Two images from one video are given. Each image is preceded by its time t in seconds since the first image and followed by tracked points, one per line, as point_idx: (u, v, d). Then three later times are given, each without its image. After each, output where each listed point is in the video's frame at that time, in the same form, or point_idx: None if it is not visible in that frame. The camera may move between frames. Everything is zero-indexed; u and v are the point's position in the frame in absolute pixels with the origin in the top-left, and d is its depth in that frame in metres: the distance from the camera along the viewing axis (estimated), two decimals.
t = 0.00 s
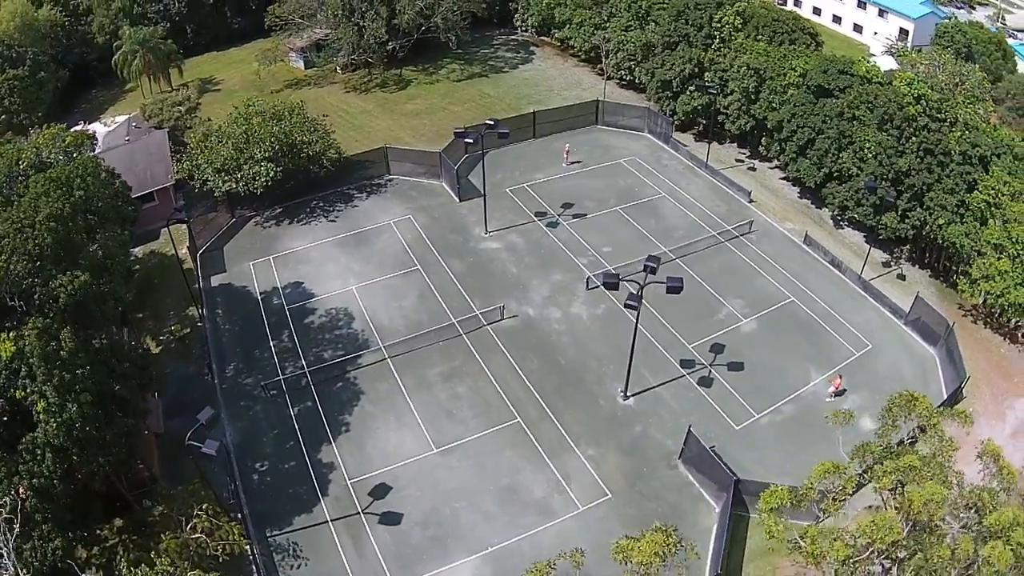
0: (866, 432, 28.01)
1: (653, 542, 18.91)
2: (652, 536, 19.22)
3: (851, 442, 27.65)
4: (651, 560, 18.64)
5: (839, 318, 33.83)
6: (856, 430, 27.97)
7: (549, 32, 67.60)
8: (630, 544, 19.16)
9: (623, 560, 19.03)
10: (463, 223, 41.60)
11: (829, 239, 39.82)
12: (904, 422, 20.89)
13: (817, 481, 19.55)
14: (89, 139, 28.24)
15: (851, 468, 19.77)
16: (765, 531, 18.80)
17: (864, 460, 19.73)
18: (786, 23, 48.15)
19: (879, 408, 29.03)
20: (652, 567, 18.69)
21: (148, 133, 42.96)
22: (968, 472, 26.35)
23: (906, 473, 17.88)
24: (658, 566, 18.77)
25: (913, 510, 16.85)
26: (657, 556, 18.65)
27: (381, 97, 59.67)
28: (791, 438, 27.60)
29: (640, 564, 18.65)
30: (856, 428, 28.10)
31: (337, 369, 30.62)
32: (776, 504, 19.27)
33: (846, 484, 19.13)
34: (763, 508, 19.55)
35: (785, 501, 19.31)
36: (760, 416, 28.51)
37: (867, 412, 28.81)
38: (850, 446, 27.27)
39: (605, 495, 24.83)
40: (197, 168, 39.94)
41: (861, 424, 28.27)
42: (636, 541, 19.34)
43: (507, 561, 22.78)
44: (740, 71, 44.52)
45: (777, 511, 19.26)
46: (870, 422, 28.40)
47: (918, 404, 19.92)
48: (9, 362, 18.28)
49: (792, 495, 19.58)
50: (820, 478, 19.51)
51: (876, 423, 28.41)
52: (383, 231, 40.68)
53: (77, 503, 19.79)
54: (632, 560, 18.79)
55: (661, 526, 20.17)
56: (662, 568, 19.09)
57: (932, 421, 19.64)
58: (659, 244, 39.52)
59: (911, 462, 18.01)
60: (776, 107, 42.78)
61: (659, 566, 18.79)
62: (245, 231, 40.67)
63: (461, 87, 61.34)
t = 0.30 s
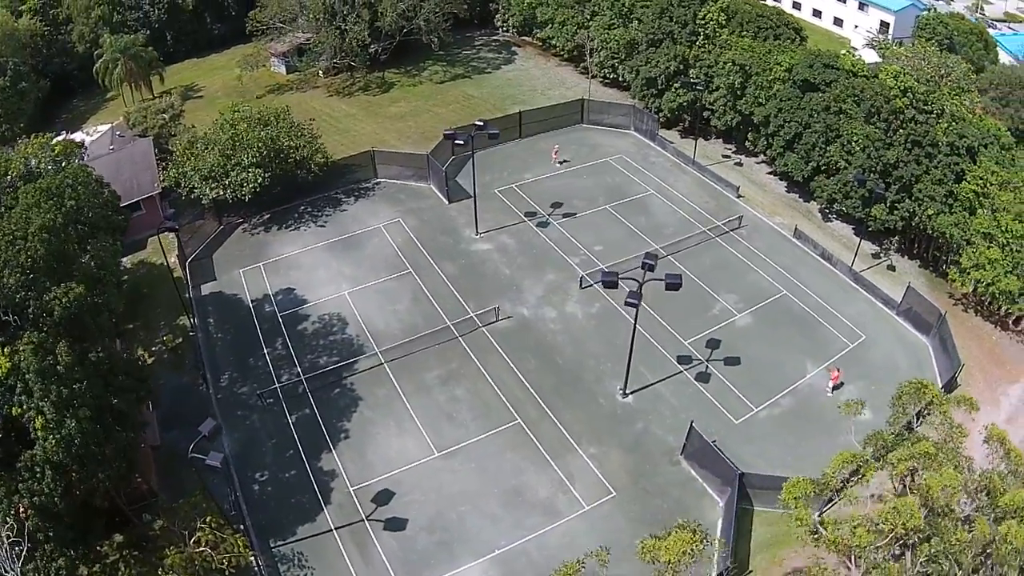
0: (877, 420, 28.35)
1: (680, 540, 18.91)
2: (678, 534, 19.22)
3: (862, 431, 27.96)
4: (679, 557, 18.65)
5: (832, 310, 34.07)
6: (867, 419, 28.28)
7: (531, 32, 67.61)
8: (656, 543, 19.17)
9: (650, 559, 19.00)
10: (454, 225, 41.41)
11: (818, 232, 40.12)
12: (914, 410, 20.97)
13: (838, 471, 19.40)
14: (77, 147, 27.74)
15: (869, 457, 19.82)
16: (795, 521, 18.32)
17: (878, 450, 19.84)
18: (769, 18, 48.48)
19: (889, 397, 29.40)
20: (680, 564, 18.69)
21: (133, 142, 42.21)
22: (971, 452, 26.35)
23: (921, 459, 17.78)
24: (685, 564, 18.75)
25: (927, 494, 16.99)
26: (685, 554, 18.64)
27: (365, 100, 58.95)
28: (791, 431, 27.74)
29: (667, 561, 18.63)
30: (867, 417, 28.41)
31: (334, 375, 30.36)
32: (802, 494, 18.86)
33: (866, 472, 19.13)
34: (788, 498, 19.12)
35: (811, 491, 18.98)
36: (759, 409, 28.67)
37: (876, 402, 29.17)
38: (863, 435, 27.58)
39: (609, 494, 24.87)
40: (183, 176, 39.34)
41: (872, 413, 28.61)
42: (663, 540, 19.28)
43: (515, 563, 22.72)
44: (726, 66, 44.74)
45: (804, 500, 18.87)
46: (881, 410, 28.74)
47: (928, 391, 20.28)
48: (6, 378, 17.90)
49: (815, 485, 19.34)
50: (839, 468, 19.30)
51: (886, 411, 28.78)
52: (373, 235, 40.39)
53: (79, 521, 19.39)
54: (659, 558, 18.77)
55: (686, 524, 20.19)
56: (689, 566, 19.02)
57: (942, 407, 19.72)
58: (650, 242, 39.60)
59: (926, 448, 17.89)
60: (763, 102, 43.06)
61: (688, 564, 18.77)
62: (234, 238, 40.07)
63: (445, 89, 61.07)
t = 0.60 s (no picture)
0: (885, 407, 28.84)
1: (703, 536, 18.79)
2: (701, 531, 19.10)
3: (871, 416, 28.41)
4: (704, 553, 18.49)
5: (820, 301, 34.41)
6: (875, 406, 28.78)
7: (508, 31, 67.60)
8: (679, 541, 18.96)
9: (674, 556, 18.78)
10: (440, 227, 41.23)
11: (803, 225, 40.53)
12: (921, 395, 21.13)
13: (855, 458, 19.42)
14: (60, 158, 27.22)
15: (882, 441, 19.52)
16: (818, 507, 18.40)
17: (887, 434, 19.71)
18: (747, 13, 48.87)
19: (885, 385, 29.84)
20: (705, 561, 18.53)
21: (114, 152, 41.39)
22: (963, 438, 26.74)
23: (933, 445, 17.97)
24: (710, 560, 18.60)
25: (941, 478, 17.19)
26: (710, 549, 18.54)
27: (344, 105, 58.23)
28: (787, 423, 27.98)
29: (692, 557, 18.44)
30: (875, 404, 28.88)
31: (328, 382, 30.12)
32: (822, 480, 19.09)
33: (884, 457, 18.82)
34: (808, 486, 19.34)
35: (830, 477, 19.12)
36: (754, 402, 28.88)
37: (885, 388, 29.68)
38: (873, 421, 28.05)
39: (611, 491, 24.94)
40: (166, 186, 38.76)
41: (880, 400, 29.10)
42: (685, 538, 19.13)
43: (520, 564, 22.69)
44: (707, 62, 45.04)
45: (824, 486, 19.07)
46: (888, 397, 29.24)
47: (932, 375, 20.34)
48: None
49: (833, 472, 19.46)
50: (856, 455, 19.29)
51: (887, 398, 29.28)
52: (360, 239, 40.11)
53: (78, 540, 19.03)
54: (685, 555, 18.57)
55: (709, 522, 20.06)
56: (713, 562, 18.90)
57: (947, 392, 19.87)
58: (637, 239, 39.75)
59: (937, 433, 18.11)
60: (745, 96, 43.43)
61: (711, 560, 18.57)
62: (218, 247, 39.55)
63: (424, 91, 60.77)
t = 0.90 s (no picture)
0: (888, 395, 29.26)
1: (728, 531, 18.81)
2: (726, 526, 19.11)
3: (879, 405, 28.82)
4: (730, 548, 18.51)
5: (810, 294, 34.74)
6: (884, 394, 29.16)
7: (488, 32, 67.50)
8: (702, 537, 19.14)
9: (699, 552, 18.98)
10: (429, 229, 41.05)
11: (790, 218, 40.89)
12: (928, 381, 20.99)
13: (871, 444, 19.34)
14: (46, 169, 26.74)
15: (892, 426, 19.08)
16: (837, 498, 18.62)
17: (896, 417, 19.33)
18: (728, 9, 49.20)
19: (879, 375, 30.20)
20: (730, 556, 18.54)
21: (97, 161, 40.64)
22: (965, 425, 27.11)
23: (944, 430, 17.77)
24: (734, 555, 18.62)
25: (951, 463, 17.10)
26: (737, 544, 18.53)
27: (326, 109, 57.74)
28: (785, 416, 28.17)
29: (718, 552, 18.55)
30: (880, 392, 29.28)
31: (323, 389, 29.89)
32: (842, 468, 19.46)
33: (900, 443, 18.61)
34: (830, 475, 19.81)
35: (849, 465, 19.45)
36: (751, 396, 29.08)
37: (892, 377, 30.13)
38: (881, 409, 28.44)
39: (614, 488, 25.02)
40: (151, 195, 38.28)
41: (887, 388, 29.53)
42: (709, 532, 19.32)
43: (527, 566, 22.68)
44: (691, 58, 45.28)
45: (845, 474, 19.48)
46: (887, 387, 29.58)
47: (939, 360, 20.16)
48: None
49: (851, 459, 19.60)
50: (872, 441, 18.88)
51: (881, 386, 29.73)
52: (348, 244, 39.83)
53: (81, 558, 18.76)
54: (710, 550, 18.73)
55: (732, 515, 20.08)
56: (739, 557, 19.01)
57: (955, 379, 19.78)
58: (626, 237, 39.86)
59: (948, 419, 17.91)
60: (729, 92, 43.74)
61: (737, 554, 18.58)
62: (206, 256, 39.07)
63: (405, 93, 60.46)
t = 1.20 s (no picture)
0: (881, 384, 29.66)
1: (750, 522, 18.93)
2: (747, 518, 19.22)
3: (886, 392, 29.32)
4: (752, 538, 18.64)
5: (799, 287, 35.09)
6: (890, 381, 29.62)
7: (466, 33, 67.38)
8: (723, 530, 19.17)
9: (721, 544, 19.04)
10: (416, 232, 40.85)
11: (775, 212, 41.27)
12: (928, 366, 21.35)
13: (883, 430, 18.93)
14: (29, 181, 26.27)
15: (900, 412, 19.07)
16: (849, 485, 18.23)
17: (901, 405, 19.38)
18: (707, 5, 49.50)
19: (871, 364, 30.62)
20: (752, 547, 18.74)
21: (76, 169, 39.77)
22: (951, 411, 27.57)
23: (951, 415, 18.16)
24: (758, 546, 18.81)
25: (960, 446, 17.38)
26: (760, 534, 18.66)
27: (306, 114, 57.24)
28: (781, 408, 28.43)
29: (739, 543, 18.68)
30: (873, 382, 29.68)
31: (318, 397, 29.67)
32: (854, 456, 18.86)
33: (913, 430, 18.38)
34: (842, 461, 19.18)
35: (862, 451, 18.87)
36: (746, 389, 29.32)
37: (884, 366, 30.55)
38: (883, 397, 28.88)
39: (615, 485, 25.13)
40: (135, 206, 37.80)
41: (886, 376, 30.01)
42: (728, 526, 19.30)
43: (532, 566, 22.69)
44: (673, 54, 45.50)
45: (857, 461, 18.92)
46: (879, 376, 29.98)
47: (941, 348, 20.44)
48: None
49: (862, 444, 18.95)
50: (884, 428, 18.74)
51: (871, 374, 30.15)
52: (335, 250, 39.53)
53: None
54: (731, 541, 18.83)
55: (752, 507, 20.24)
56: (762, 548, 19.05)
57: (956, 367, 20.16)
58: (614, 235, 39.99)
59: (954, 404, 18.32)
60: (712, 87, 44.04)
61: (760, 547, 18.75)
62: (191, 265, 38.56)
63: (385, 97, 60.14)
